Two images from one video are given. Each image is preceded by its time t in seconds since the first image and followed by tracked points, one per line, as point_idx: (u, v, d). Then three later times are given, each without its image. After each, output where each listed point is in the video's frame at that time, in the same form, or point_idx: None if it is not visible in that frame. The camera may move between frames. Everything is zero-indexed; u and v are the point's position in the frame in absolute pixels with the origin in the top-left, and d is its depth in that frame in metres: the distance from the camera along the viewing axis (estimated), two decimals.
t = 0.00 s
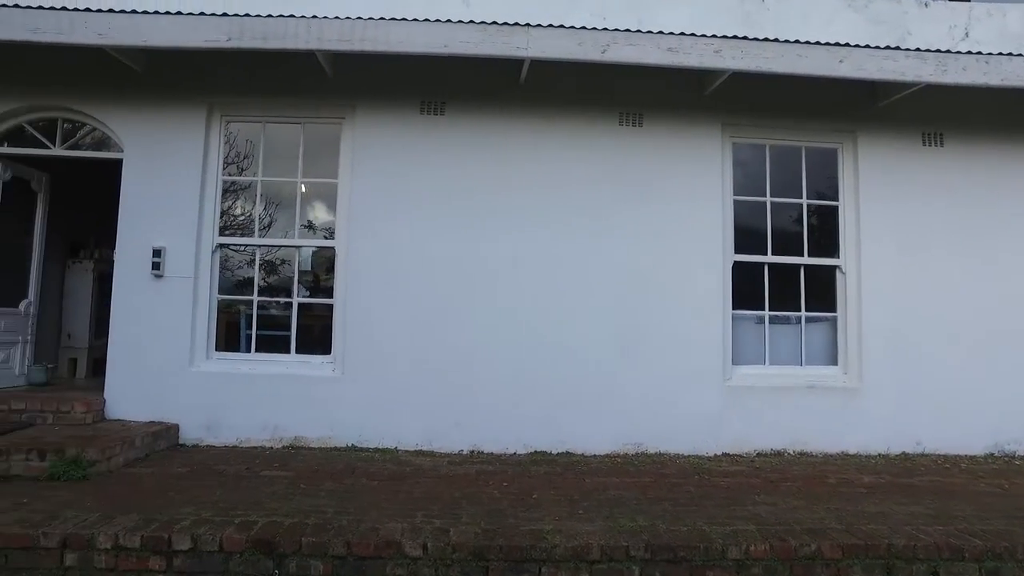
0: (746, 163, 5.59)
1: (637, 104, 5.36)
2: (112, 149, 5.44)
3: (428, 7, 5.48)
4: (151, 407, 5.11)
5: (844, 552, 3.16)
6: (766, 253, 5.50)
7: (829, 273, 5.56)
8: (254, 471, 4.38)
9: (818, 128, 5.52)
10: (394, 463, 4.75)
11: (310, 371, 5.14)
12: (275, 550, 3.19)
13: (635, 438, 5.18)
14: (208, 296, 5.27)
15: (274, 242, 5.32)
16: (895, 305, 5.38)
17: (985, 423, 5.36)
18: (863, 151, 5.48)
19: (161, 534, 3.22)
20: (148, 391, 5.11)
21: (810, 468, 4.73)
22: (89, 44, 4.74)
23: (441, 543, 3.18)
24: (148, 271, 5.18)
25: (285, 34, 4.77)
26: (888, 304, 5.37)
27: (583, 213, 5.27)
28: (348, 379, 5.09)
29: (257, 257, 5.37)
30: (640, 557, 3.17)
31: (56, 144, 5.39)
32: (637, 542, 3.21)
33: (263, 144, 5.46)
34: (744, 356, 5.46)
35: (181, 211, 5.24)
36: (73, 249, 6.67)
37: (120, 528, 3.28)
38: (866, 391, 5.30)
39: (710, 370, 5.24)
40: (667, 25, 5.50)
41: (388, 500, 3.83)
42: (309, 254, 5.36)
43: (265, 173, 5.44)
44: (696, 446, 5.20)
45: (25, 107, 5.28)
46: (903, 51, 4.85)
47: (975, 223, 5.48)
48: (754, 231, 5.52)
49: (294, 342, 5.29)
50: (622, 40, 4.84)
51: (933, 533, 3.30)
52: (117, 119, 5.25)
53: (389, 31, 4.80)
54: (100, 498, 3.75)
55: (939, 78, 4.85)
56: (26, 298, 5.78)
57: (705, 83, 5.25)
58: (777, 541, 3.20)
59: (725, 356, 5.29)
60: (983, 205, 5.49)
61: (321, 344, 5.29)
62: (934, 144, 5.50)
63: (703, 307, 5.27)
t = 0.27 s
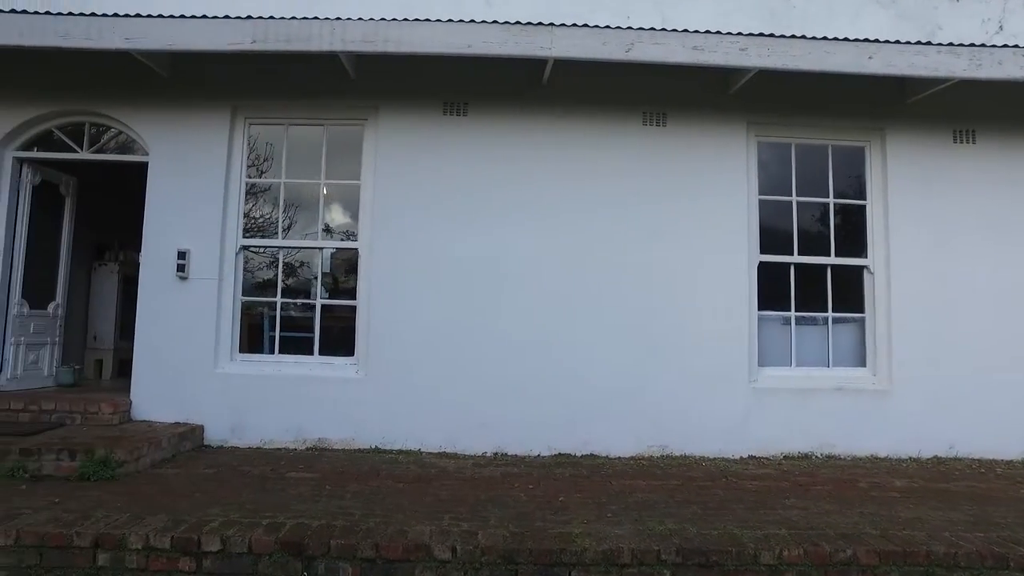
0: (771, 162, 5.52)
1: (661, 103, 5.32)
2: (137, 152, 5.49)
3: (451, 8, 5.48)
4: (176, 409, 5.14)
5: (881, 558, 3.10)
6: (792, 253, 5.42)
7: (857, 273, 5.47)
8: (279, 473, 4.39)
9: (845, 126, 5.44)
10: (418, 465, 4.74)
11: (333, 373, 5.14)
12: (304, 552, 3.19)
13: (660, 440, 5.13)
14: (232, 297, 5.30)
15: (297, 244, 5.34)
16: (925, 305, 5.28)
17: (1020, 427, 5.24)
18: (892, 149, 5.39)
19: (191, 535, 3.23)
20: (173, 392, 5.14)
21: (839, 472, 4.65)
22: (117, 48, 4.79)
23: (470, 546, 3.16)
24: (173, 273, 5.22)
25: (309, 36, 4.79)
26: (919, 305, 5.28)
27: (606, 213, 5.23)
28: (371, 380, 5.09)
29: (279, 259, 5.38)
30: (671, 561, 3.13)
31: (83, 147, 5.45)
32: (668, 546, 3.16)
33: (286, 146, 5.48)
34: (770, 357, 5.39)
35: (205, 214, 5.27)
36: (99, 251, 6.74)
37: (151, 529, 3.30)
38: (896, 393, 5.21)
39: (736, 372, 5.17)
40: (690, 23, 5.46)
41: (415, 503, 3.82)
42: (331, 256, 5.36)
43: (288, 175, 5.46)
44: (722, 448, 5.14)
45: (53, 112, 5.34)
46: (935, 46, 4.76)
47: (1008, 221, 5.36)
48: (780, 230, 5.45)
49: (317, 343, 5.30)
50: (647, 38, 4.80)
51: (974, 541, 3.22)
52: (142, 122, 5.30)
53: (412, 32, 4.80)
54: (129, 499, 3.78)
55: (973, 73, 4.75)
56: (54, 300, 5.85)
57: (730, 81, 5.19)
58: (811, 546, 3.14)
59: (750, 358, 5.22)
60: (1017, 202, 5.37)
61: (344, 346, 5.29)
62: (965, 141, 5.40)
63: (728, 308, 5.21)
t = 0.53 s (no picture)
0: (797, 161, 5.45)
1: (684, 102, 5.27)
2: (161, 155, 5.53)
3: (473, 9, 5.47)
4: (200, 410, 5.16)
5: (919, 565, 3.03)
6: (818, 253, 5.34)
7: (886, 273, 5.37)
8: (303, 475, 4.40)
9: (874, 124, 5.35)
10: (442, 467, 4.72)
11: (356, 375, 5.14)
12: (332, 555, 3.18)
13: (685, 442, 5.08)
14: (256, 299, 5.31)
15: (320, 245, 5.36)
16: (957, 306, 5.18)
17: None
18: (922, 146, 5.29)
19: (220, 537, 3.24)
20: (198, 394, 5.17)
21: (869, 476, 4.57)
22: (142, 52, 4.83)
23: (499, 550, 3.15)
24: (197, 275, 5.25)
25: (332, 38, 4.79)
26: (950, 306, 5.18)
27: (630, 214, 5.18)
28: (394, 382, 5.09)
29: (302, 261, 5.39)
30: (703, 566, 3.09)
31: (108, 151, 5.50)
32: (700, 551, 3.12)
33: (308, 148, 5.49)
34: (796, 359, 5.31)
35: (229, 216, 5.29)
36: (122, 253, 6.79)
37: (180, 530, 3.31)
38: (926, 396, 5.11)
39: (762, 374, 5.10)
40: (714, 21, 5.41)
41: (441, 506, 3.81)
42: (354, 258, 5.36)
43: (311, 177, 5.47)
44: (748, 451, 5.08)
45: (80, 116, 5.39)
46: (968, 41, 4.66)
47: None
48: (806, 230, 5.38)
49: (339, 345, 5.29)
50: (671, 37, 4.76)
51: (1017, 549, 3.14)
52: (167, 126, 5.34)
53: (435, 33, 4.79)
54: (157, 500, 3.80)
55: (1008, 68, 4.65)
56: (80, 302, 5.91)
57: (755, 79, 5.13)
58: (847, 552, 3.08)
59: (777, 359, 5.15)
60: None
61: (366, 347, 5.29)
62: (999, 138, 5.29)
63: (754, 309, 5.14)
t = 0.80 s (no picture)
0: (824, 160, 5.37)
1: (709, 102, 5.21)
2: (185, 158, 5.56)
3: (495, 10, 5.45)
4: (224, 413, 5.17)
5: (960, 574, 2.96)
6: (846, 254, 5.26)
7: (916, 274, 5.27)
8: (328, 477, 4.40)
9: (903, 121, 5.25)
10: (466, 470, 4.70)
11: (379, 377, 5.13)
12: (361, 559, 3.17)
13: (711, 446, 5.01)
14: (278, 301, 5.32)
15: (342, 246, 5.38)
16: (990, 307, 5.07)
17: None
18: (954, 144, 5.19)
19: (248, 540, 3.24)
20: (221, 396, 5.18)
21: (902, 481, 4.48)
22: (168, 56, 4.86)
23: (529, 555, 3.12)
24: (221, 277, 5.27)
25: (355, 40, 4.79)
26: (983, 307, 5.07)
27: (654, 215, 5.13)
28: (417, 385, 5.07)
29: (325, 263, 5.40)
30: (736, 574, 3.04)
31: (133, 154, 5.54)
32: (733, 557, 3.07)
33: (331, 150, 5.50)
34: (824, 361, 5.22)
35: (251, 218, 5.30)
36: (145, 255, 6.80)
37: (208, 533, 3.32)
38: (959, 400, 5.00)
39: (790, 377, 5.02)
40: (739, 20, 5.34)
41: (468, 511, 3.79)
42: (376, 260, 5.36)
43: (333, 179, 5.47)
44: (776, 455, 5.00)
45: (106, 120, 5.43)
46: (1003, 35, 4.56)
47: None
48: (833, 231, 5.29)
49: (362, 347, 5.29)
50: (697, 36, 4.70)
51: None
52: (190, 129, 5.37)
53: (458, 34, 4.77)
54: (184, 502, 3.81)
55: None
56: (105, 304, 5.95)
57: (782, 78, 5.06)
58: (885, 560, 3.01)
59: (804, 362, 5.07)
60: None
61: (389, 349, 5.28)
62: None
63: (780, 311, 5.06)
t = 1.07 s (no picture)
0: (860, 157, 5.24)
1: (740, 99, 5.11)
2: (215, 161, 5.60)
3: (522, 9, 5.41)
4: (254, 415, 5.19)
5: None
6: (884, 253, 5.13)
7: (957, 273, 5.13)
8: (359, 480, 4.39)
9: (943, 116, 5.11)
10: (497, 473, 4.67)
11: (408, 379, 5.12)
12: (395, 563, 3.16)
13: (745, 450, 4.91)
14: (307, 303, 5.33)
15: (369, 246, 5.37)
16: None
17: None
18: (996, 139, 5.03)
19: (282, 543, 3.23)
20: (251, 397, 5.20)
21: (946, 487, 4.35)
22: (198, 60, 4.89)
23: (565, 560, 3.07)
24: (250, 279, 5.29)
25: (383, 41, 4.77)
26: None
27: (686, 214, 5.05)
28: (446, 387, 5.05)
29: (353, 265, 5.40)
30: None
31: (164, 158, 5.59)
32: (774, 564, 2.99)
33: (358, 152, 5.50)
34: (861, 363, 5.10)
35: (280, 220, 5.32)
36: (175, 258, 6.87)
37: (242, 535, 3.32)
38: (1005, 403, 4.84)
39: (826, 379, 4.91)
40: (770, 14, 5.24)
41: (500, 515, 3.75)
42: (403, 262, 5.35)
43: (361, 181, 5.47)
44: (812, 459, 4.89)
45: (137, 124, 5.48)
46: None
47: None
48: (870, 229, 5.17)
49: (391, 349, 5.28)
50: (729, 31, 4.61)
51: None
52: (220, 132, 5.40)
53: (486, 34, 4.74)
54: (218, 503, 3.82)
55: None
56: (136, 306, 6.01)
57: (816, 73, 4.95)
58: (935, 570, 2.91)
59: (841, 364, 4.95)
60: None
61: (418, 351, 5.26)
62: None
63: (816, 311, 4.95)
